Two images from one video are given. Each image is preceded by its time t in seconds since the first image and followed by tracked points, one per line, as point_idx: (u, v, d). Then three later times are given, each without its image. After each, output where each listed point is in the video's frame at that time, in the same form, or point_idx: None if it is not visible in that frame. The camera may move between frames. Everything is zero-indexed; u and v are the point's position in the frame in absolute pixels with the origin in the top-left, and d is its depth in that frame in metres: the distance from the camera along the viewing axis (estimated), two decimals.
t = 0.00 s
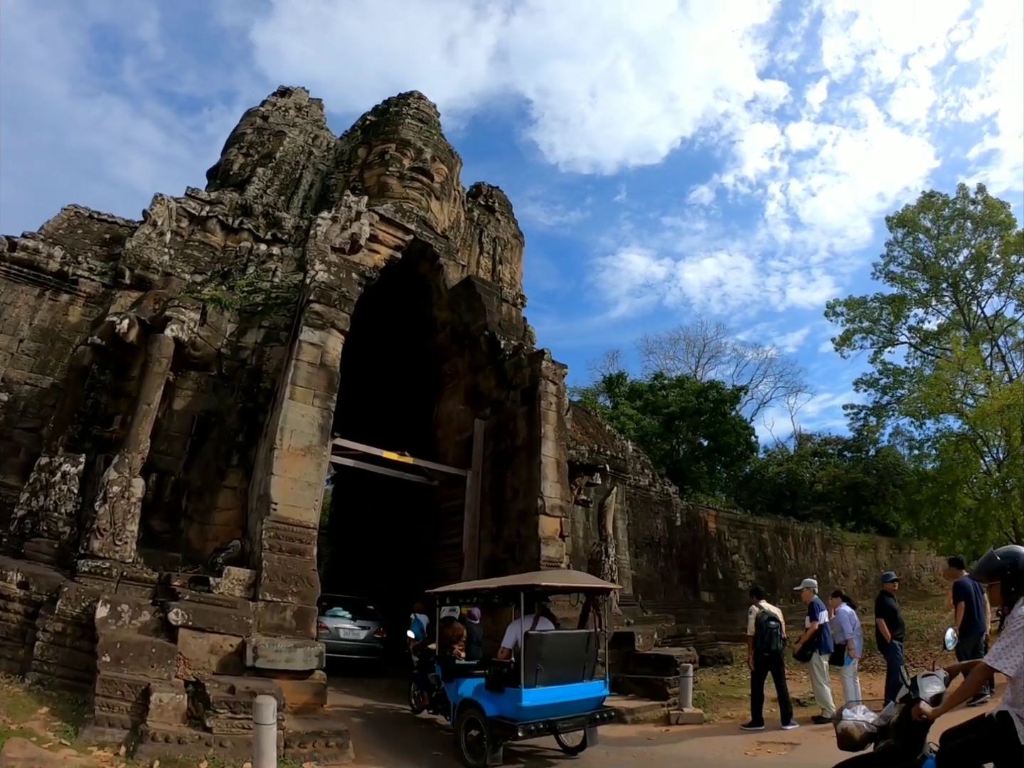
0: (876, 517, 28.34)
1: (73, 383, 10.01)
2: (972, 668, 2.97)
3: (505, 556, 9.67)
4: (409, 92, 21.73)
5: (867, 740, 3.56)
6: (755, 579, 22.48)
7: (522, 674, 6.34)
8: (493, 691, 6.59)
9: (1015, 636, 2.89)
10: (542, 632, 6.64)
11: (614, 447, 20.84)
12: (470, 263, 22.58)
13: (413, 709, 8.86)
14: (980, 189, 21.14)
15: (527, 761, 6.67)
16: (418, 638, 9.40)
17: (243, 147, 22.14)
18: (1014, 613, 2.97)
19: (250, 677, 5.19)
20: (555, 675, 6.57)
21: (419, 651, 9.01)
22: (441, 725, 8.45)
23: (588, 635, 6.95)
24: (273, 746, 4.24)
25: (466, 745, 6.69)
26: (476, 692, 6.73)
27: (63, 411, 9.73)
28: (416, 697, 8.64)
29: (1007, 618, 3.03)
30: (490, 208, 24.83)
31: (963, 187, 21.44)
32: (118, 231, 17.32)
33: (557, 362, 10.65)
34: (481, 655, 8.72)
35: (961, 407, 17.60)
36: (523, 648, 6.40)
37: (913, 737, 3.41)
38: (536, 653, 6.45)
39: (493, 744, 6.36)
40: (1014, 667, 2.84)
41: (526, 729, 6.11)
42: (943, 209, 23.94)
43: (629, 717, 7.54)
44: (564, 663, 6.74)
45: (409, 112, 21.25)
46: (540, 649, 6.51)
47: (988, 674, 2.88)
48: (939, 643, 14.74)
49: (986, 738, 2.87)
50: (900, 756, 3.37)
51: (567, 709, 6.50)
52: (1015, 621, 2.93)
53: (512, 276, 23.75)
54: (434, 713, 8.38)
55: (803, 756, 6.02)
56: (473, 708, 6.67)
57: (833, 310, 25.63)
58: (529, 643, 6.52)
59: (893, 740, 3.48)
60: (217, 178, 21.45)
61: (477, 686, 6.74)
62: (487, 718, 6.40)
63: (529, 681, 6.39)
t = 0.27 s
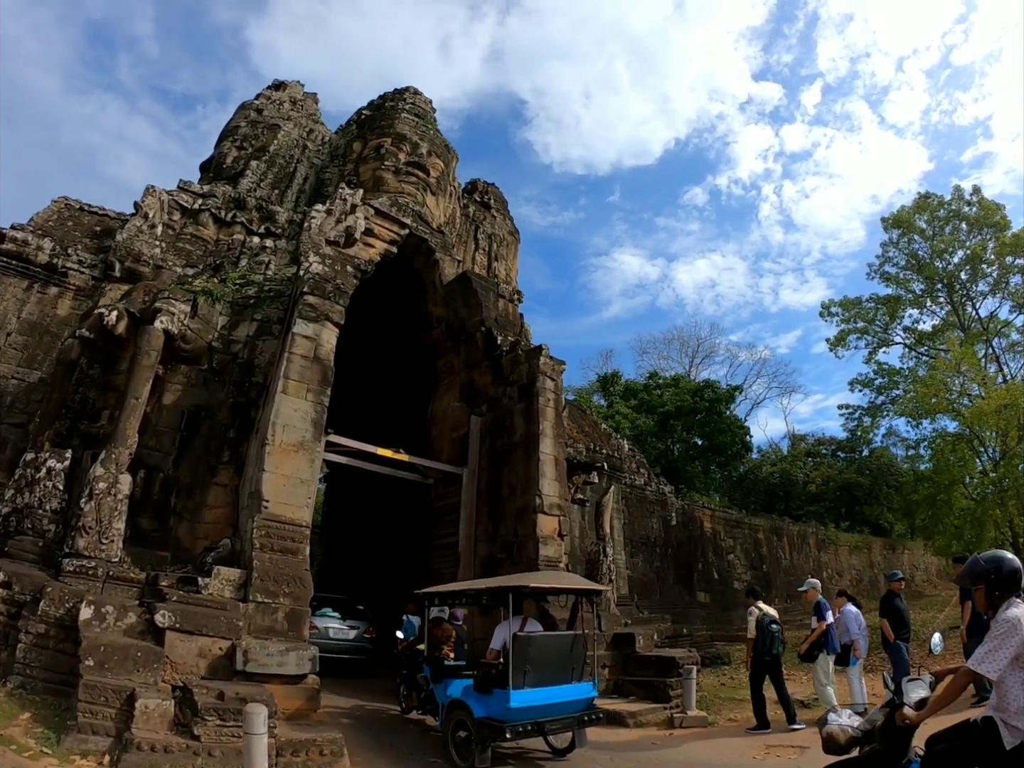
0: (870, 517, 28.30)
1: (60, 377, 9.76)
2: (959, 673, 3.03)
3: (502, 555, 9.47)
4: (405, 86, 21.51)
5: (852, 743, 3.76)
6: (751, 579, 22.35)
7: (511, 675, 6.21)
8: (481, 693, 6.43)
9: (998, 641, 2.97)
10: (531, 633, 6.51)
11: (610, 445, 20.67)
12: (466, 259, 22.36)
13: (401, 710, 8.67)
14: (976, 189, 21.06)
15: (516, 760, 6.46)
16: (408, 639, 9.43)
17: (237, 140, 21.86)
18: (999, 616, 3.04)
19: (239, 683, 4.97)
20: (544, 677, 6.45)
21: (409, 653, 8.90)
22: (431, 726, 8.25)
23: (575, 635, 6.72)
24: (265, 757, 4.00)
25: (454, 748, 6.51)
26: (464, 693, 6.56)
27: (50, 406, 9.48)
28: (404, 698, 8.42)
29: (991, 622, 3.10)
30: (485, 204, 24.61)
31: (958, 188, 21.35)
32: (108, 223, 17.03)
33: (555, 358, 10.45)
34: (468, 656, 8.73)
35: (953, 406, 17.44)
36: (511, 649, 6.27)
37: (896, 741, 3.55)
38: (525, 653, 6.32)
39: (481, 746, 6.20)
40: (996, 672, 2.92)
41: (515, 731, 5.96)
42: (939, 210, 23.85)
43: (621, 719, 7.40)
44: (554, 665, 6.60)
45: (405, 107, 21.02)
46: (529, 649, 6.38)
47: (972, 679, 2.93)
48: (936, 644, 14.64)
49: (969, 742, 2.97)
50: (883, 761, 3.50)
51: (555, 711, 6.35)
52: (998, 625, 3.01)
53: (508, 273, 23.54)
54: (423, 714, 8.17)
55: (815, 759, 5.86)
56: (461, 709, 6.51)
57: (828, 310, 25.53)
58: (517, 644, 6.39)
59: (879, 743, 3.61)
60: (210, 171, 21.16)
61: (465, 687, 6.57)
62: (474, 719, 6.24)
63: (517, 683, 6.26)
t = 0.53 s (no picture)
0: (864, 517, 28.29)
1: (48, 368, 9.52)
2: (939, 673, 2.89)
3: (499, 552, 9.28)
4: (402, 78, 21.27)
5: (835, 744, 3.47)
6: (746, 577, 22.25)
7: (497, 673, 6.12)
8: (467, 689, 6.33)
9: (979, 640, 2.82)
10: (518, 631, 6.41)
11: (606, 443, 20.52)
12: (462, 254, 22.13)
13: (391, 706, 8.48)
14: (973, 189, 20.96)
15: (503, 760, 6.32)
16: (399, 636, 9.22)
17: (231, 131, 21.59)
18: (980, 616, 2.89)
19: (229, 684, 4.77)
20: (530, 675, 6.35)
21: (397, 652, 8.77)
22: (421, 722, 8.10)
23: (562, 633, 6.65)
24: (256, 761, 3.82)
25: (440, 745, 6.39)
26: (452, 690, 6.44)
27: (38, 397, 9.25)
28: (394, 694, 8.25)
29: (972, 622, 2.94)
30: (481, 199, 24.38)
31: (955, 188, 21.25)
32: (100, 214, 16.76)
33: (553, 352, 10.26)
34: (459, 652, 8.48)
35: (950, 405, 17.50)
36: (498, 646, 6.18)
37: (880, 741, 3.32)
38: (512, 651, 6.24)
39: (467, 744, 6.09)
40: (978, 672, 2.77)
41: (500, 729, 5.87)
42: (935, 209, 23.74)
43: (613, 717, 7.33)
44: (541, 664, 6.50)
45: (401, 99, 20.77)
46: (515, 647, 6.28)
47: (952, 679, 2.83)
48: (933, 644, 14.54)
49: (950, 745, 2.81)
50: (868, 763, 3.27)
51: (541, 710, 6.21)
52: (977, 624, 2.86)
53: (504, 268, 23.31)
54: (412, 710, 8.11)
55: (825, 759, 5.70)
56: (448, 706, 6.39)
57: (824, 309, 25.42)
58: (504, 641, 6.30)
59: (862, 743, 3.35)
60: (204, 163, 20.87)
61: (452, 683, 6.48)
62: (460, 716, 6.14)
63: (505, 682, 6.18)
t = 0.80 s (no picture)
0: (862, 517, 28.17)
1: (39, 362, 9.32)
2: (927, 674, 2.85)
3: (499, 552, 9.11)
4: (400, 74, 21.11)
5: (822, 745, 3.42)
6: (745, 577, 22.10)
7: (486, 674, 6.06)
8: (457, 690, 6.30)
9: (967, 641, 2.78)
10: (508, 631, 6.34)
11: (605, 442, 20.35)
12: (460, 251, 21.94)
13: (383, 707, 8.34)
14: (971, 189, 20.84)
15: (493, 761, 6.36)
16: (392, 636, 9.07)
17: (228, 126, 21.39)
18: (969, 618, 2.84)
19: (221, 687, 4.59)
20: (520, 675, 6.29)
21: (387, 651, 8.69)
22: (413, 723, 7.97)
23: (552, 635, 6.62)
24: None
25: (431, 745, 6.39)
26: (442, 691, 6.40)
27: (29, 392, 9.06)
28: (386, 695, 8.14)
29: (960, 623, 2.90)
30: (480, 197, 24.20)
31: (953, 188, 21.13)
32: (95, 209, 16.55)
33: (554, 348, 10.11)
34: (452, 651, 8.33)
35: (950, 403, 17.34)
36: (487, 647, 6.11)
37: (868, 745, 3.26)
38: (501, 652, 6.17)
39: (456, 745, 6.10)
40: (965, 674, 2.74)
41: (489, 730, 5.82)
42: (933, 209, 23.61)
43: (603, 718, 7.33)
44: (532, 664, 6.48)
45: (399, 95, 20.60)
46: (504, 648, 6.23)
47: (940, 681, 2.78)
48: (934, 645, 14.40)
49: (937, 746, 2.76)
50: (854, 763, 3.22)
51: (532, 710, 6.20)
52: (965, 626, 2.82)
53: (502, 266, 23.12)
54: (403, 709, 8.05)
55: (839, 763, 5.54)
56: (438, 707, 6.37)
57: (822, 309, 25.31)
58: (492, 642, 6.24)
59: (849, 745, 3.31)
60: (200, 158, 20.66)
61: (442, 685, 6.42)
62: (449, 717, 6.13)
63: (493, 682, 6.12)
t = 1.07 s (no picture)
0: (865, 515, 27.94)
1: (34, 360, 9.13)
2: (919, 679, 2.81)
3: (504, 551, 8.90)
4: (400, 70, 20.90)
5: (815, 749, 3.40)
6: (750, 576, 21.88)
7: (479, 675, 6.00)
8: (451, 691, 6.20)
9: (959, 645, 2.72)
10: (503, 632, 6.27)
11: (608, 440, 20.13)
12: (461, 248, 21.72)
13: (380, 708, 8.23)
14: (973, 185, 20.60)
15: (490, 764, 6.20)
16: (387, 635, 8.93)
17: (227, 122, 21.21)
18: (962, 621, 2.79)
19: (218, 693, 4.39)
20: (514, 676, 6.23)
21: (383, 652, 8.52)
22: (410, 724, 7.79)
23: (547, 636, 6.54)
24: None
25: (425, 746, 6.27)
26: (437, 692, 6.28)
27: (22, 390, 8.86)
28: (384, 695, 8.04)
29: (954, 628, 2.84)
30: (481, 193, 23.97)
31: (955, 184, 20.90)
32: (92, 205, 16.35)
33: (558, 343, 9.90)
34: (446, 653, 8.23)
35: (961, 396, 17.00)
36: (482, 647, 6.03)
37: (859, 749, 3.28)
38: (496, 653, 6.10)
39: (450, 746, 5.99)
40: (958, 678, 2.68)
41: (484, 731, 5.73)
42: (936, 206, 23.36)
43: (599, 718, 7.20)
44: (527, 664, 6.42)
45: (400, 90, 20.40)
46: (498, 649, 6.17)
47: (932, 685, 2.72)
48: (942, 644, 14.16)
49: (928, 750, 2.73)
50: None
51: (528, 710, 6.16)
52: (958, 629, 2.76)
53: (504, 263, 22.88)
54: (401, 712, 7.92)
55: None
56: (432, 707, 6.26)
57: (825, 306, 25.06)
58: (487, 643, 6.19)
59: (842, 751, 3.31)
60: (199, 155, 20.46)
61: (438, 685, 6.29)
62: (443, 718, 6.02)
63: (488, 683, 6.04)
